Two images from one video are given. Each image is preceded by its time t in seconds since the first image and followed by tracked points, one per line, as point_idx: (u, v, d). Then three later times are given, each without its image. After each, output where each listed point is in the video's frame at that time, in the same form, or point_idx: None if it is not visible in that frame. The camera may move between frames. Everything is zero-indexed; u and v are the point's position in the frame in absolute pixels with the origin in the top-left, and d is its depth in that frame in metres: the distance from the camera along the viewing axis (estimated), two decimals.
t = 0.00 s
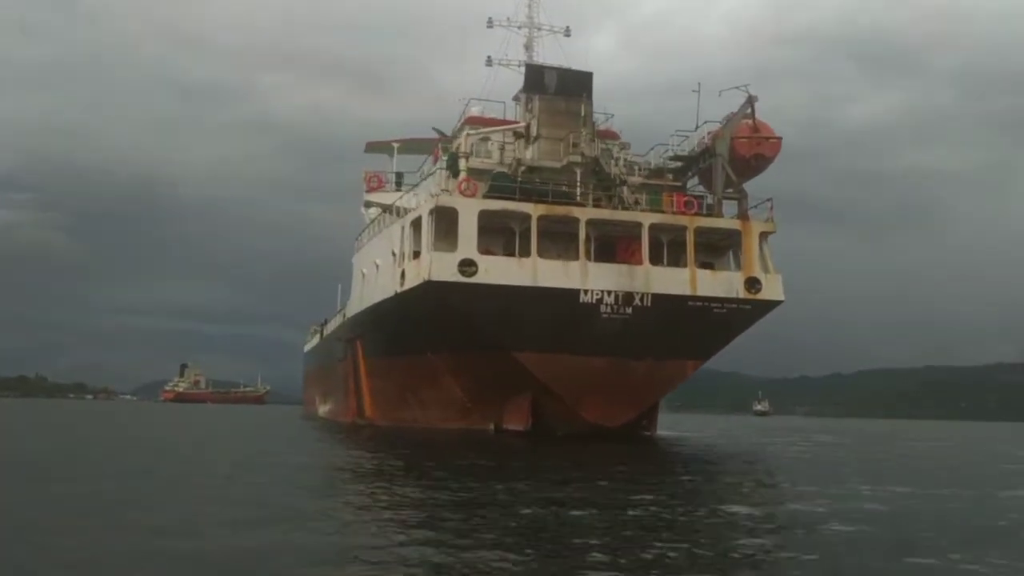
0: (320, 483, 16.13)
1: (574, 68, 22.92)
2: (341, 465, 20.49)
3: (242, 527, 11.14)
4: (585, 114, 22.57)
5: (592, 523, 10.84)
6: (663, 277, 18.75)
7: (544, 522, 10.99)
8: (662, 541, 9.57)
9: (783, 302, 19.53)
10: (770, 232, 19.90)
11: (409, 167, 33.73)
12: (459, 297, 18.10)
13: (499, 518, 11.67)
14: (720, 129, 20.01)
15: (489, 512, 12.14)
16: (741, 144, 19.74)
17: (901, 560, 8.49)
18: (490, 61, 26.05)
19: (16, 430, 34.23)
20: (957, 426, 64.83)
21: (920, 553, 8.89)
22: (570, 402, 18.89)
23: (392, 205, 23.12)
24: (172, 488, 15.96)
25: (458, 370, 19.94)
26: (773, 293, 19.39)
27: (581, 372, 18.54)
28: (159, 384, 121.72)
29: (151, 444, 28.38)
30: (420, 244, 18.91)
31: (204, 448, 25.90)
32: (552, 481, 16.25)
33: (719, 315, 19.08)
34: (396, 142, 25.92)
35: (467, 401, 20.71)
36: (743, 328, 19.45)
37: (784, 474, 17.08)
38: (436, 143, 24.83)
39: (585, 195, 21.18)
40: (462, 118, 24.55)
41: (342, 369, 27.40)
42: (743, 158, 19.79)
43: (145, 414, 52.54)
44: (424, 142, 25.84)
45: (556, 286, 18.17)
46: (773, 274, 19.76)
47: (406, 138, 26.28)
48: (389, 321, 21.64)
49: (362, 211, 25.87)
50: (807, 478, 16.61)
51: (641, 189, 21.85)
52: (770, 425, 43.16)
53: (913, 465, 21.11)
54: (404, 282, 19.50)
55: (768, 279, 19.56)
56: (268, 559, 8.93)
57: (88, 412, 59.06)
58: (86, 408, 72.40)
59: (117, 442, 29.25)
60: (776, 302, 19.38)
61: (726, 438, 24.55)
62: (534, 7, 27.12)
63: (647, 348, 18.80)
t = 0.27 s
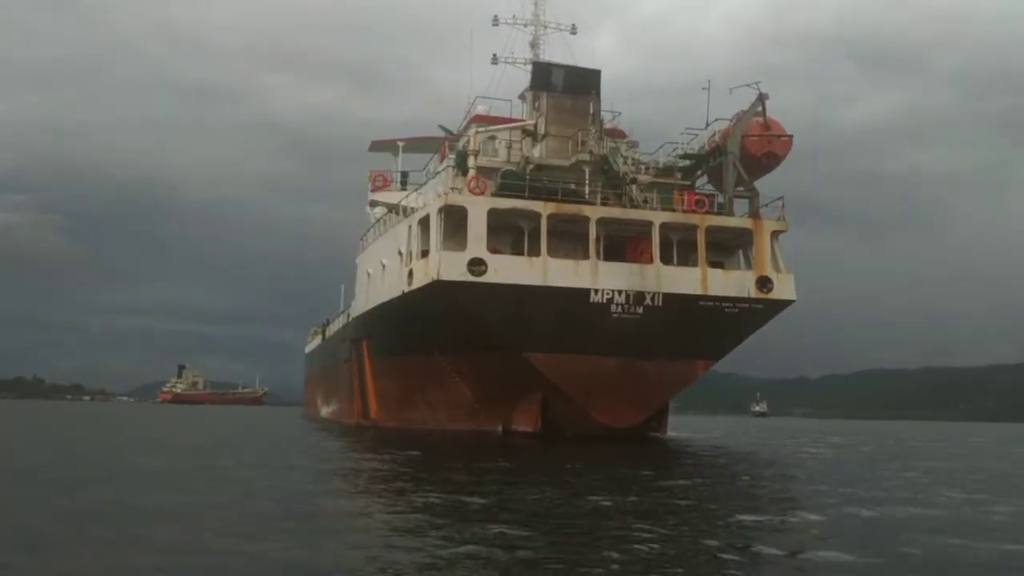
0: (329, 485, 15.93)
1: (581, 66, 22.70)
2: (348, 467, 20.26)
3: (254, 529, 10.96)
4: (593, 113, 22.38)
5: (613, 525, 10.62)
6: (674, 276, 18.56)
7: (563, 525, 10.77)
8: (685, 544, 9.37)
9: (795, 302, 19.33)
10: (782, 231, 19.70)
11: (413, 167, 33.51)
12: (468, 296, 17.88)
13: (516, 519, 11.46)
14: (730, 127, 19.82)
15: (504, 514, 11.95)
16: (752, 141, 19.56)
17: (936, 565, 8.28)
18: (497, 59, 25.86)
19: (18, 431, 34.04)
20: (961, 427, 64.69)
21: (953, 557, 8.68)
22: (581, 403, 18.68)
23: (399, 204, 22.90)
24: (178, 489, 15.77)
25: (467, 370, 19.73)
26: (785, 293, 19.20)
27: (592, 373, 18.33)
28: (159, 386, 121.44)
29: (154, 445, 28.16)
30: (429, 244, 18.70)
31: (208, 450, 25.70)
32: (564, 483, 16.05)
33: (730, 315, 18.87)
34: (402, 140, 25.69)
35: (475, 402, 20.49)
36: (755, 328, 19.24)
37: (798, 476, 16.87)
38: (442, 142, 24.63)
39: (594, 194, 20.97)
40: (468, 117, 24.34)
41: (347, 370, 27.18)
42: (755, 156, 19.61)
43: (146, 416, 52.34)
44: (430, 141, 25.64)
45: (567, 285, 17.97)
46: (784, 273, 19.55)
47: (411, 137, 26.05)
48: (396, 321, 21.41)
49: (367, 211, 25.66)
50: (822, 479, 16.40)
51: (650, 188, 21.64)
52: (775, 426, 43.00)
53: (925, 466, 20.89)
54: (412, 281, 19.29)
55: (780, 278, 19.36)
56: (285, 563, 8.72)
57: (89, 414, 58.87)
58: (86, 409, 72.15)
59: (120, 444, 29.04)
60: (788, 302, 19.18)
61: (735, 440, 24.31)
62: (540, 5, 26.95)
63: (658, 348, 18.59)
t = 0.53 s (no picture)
0: (335, 487, 15.70)
1: (587, 65, 22.49)
2: (351, 469, 20.00)
3: (262, 532, 10.73)
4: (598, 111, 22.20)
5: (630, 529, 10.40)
6: (683, 276, 18.38)
7: (580, 529, 10.54)
8: (707, 548, 9.16)
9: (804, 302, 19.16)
10: (790, 231, 19.53)
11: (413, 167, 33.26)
12: (475, 297, 17.66)
13: (530, 523, 11.24)
14: (739, 126, 19.64)
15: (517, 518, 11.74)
16: (760, 140, 19.39)
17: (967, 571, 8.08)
18: (500, 58, 25.69)
19: (14, 433, 33.68)
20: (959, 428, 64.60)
21: (984, 563, 8.49)
22: (588, 404, 18.47)
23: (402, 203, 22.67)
24: (181, 491, 15.52)
25: (473, 372, 19.51)
26: (794, 293, 19.04)
27: (600, 374, 18.12)
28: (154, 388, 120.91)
29: (153, 447, 27.86)
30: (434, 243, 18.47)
31: (208, 452, 25.43)
32: (573, 486, 15.84)
33: (739, 316, 18.70)
34: (404, 139, 25.47)
35: (480, 403, 20.27)
36: (763, 329, 19.06)
37: (809, 478, 16.67)
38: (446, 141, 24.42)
39: (600, 193, 20.74)
40: (472, 116, 24.13)
41: (348, 371, 26.93)
42: (763, 155, 19.44)
43: (142, 417, 51.98)
44: (433, 140, 25.44)
45: (574, 285, 17.77)
46: (793, 273, 19.37)
47: (414, 136, 25.82)
48: (400, 321, 21.17)
49: (370, 210, 25.44)
50: (834, 482, 16.20)
51: (657, 187, 21.43)
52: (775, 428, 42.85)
53: (934, 468, 20.69)
54: (417, 281, 19.07)
55: (789, 278, 19.19)
56: (299, 567, 8.49)
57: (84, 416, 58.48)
58: (82, 411, 71.70)
59: (118, 445, 28.73)
60: (797, 302, 19.01)
61: (741, 442, 24.07)
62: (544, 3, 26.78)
63: (667, 349, 18.38)
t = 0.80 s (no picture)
0: (341, 490, 15.44)
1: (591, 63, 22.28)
2: (355, 472, 19.74)
3: (272, 537, 10.49)
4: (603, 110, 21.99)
5: (649, 535, 10.18)
6: (691, 276, 18.18)
7: (598, 534, 10.32)
8: (732, 555, 8.94)
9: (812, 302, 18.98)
10: (799, 231, 19.35)
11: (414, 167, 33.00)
12: (482, 297, 17.42)
13: (544, 528, 11.00)
14: (746, 124, 19.47)
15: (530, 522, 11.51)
16: (768, 139, 19.22)
17: None
18: (503, 56, 25.46)
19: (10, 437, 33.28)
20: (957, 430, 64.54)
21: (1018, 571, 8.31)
22: (595, 406, 18.25)
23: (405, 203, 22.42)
24: (184, 495, 15.25)
25: (478, 373, 19.28)
26: (803, 293, 18.85)
27: (608, 375, 17.90)
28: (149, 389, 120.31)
29: (151, 450, 27.53)
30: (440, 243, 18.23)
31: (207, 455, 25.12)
32: (583, 489, 15.60)
33: (747, 316, 18.51)
34: (406, 139, 25.22)
35: (485, 405, 20.03)
36: (772, 330, 18.86)
37: (820, 481, 16.48)
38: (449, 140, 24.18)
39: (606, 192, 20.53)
40: (475, 115, 23.90)
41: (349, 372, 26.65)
42: (771, 154, 19.27)
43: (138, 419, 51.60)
44: (435, 139, 25.21)
45: (582, 285, 17.56)
46: (802, 273, 19.20)
47: (416, 135, 25.57)
48: (403, 322, 20.93)
49: (372, 210, 25.19)
50: (846, 485, 16.03)
51: (663, 187, 21.23)
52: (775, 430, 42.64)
53: (942, 470, 20.53)
54: (422, 282, 18.82)
55: (797, 278, 19.01)
56: None
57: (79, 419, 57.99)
58: (77, 414, 71.20)
59: (116, 448, 28.40)
60: (806, 302, 18.84)
61: (746, 444, 23.88)
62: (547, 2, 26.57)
63: (675, 350, 18.18)
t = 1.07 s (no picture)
0: (348, 491, 15.21)
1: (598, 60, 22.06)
2: (359, 473, 19.51)
3: (282, 539, 10.27)
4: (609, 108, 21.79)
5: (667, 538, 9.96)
6: (701, 276, 17.96)
7: (615, 537, 10.10)
8: (756, 559, 8.72)
9: (823, 302, 18.78)
10: (809, 230, 19.14)
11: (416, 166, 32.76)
12: (489, 297, 17.19)
13: (561, 530, 10.78)
14: (756, 123, 19.26)
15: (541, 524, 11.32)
16: (779, 138, 19.02)
17: None
18: (507, 54, 25.26)
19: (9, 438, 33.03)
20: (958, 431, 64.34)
21: None
22: (605, 407, 18.03)
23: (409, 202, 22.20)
24: (189, 496, 15.03)
25: (485, 374, 19.05)
26: (813, 293, 18.65)
27: (617, 376, 17.68)
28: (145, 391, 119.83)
29: (152, 451, 27.28)
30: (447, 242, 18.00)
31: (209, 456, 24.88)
32: (593, 491, 15.39)
33: (757, 316, 18.30)
34: (410, 137, 24.99)
35: (491, 406, 19.81)
36: (783, 330, 18.66)
37: (833, 484, 16.27)
38: (453, 139, 23.96)
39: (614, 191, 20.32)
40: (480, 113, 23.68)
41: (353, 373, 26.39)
42: (781, 153, 19.07)
43: (139, 420, 51.44)
44: (439, 138, 24.99)
45: (591, 285, 17.33)
46: (812, 273, 19.00)
47: (420, 134, 25.35)
48: (409, 322, 20.70)
49: (375, 209, 24.96)
50: (859, 487, 15.82)
51: (671, 186, 21.02)
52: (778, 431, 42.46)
53: (953, 472, 20.33)
54: (428, 281, 18.59)
55: (808, 278, 18.81)
56: None
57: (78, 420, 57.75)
58: (75, 415, 70.91)
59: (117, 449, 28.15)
60: (816, 302, 18.64)
61: (753, 445, 23.68)
62: None
63: (685, 351, 17.96)
